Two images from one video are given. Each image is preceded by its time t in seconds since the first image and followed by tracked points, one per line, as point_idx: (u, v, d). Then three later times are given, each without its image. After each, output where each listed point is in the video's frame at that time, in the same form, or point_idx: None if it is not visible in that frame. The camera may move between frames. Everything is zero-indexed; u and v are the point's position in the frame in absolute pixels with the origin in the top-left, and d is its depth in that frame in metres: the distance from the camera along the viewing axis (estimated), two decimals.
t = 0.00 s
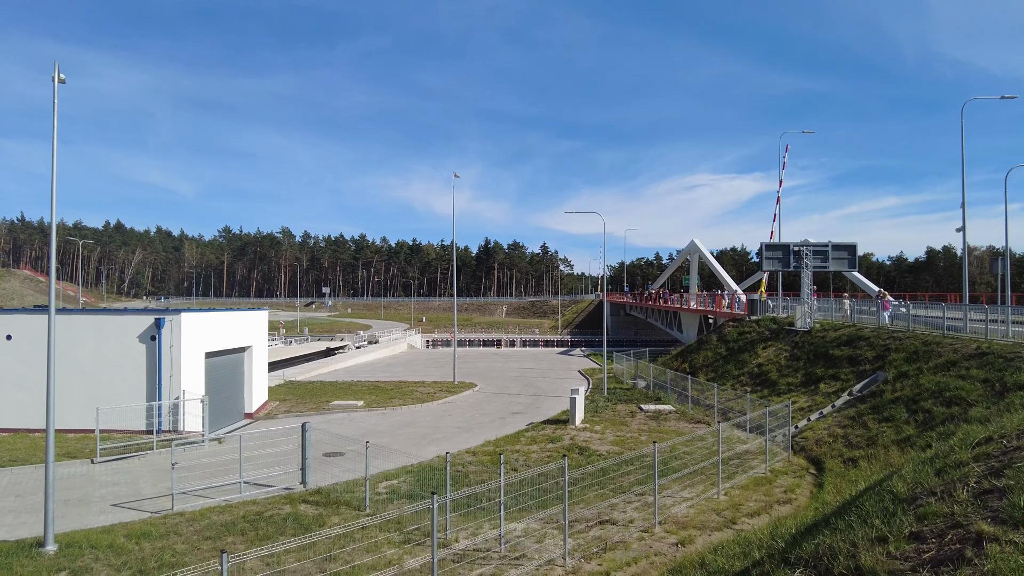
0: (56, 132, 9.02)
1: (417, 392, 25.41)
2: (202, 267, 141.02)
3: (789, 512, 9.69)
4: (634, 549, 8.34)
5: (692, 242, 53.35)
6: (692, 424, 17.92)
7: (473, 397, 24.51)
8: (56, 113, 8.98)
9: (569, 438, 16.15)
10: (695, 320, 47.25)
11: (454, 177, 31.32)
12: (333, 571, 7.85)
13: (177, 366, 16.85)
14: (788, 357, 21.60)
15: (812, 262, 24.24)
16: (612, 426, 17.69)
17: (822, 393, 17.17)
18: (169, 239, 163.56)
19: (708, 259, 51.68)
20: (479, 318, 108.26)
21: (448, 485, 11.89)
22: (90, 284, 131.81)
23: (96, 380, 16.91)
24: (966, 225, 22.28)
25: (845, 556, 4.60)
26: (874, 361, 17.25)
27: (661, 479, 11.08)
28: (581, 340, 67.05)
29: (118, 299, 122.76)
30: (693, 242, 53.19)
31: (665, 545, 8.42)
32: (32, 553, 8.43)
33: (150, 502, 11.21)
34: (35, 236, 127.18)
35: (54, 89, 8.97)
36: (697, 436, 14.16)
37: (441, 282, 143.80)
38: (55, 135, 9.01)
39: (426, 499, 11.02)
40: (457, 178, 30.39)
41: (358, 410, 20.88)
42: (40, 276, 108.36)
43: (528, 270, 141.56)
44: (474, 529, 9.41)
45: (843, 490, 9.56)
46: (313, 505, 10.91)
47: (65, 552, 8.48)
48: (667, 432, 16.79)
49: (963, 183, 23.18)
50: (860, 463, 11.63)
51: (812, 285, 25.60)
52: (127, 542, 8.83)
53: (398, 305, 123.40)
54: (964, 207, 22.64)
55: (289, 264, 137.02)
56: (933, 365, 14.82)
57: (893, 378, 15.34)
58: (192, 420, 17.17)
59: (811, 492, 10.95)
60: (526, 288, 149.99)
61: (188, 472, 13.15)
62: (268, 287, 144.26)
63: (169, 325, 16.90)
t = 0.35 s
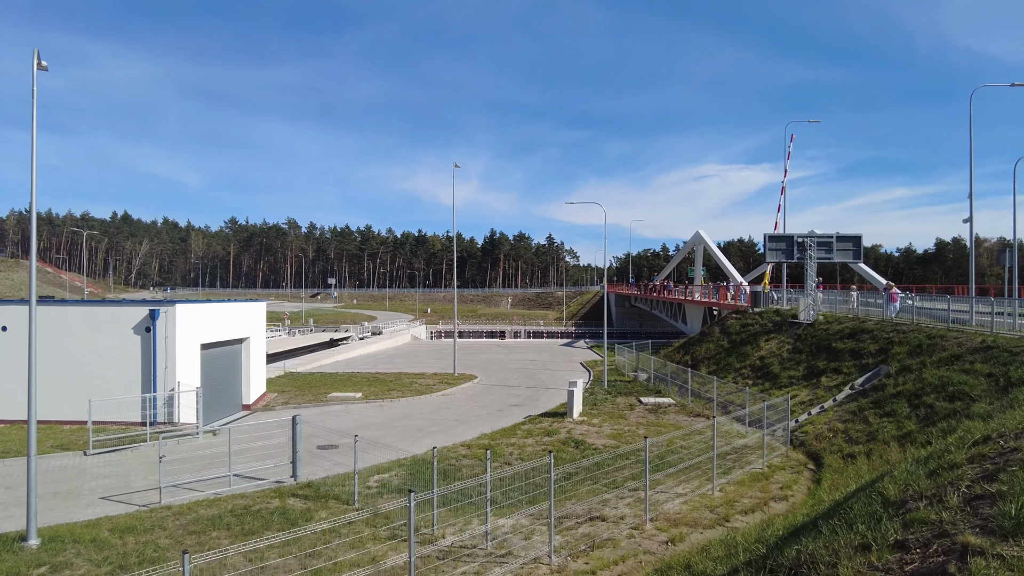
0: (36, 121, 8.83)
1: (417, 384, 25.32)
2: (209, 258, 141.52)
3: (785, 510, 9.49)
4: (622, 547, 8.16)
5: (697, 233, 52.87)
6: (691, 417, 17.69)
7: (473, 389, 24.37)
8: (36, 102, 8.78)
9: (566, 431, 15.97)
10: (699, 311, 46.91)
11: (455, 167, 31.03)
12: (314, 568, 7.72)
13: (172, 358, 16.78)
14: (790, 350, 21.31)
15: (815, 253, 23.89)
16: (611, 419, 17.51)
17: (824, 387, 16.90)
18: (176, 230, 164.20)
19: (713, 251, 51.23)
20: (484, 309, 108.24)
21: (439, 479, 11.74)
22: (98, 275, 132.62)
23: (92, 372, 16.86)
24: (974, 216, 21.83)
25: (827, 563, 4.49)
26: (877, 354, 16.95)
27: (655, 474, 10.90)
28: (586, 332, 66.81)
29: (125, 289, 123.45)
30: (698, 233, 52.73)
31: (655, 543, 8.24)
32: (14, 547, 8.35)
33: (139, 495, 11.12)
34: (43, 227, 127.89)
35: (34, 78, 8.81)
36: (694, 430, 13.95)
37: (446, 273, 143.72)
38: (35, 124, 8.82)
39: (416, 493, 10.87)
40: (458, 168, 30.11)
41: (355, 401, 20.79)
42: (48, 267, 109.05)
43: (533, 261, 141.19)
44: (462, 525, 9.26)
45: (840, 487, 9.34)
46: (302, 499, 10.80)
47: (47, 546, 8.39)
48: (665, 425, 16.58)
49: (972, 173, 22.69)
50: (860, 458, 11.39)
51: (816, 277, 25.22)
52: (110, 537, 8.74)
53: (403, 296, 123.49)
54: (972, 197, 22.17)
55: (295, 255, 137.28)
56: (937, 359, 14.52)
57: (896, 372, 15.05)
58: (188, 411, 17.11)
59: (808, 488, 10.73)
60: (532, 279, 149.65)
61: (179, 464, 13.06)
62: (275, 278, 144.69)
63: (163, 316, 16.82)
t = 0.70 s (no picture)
0: (11, 117, 8.65)
1: (413, 382, 25.18)
2: (212, 256, 141.78)
3: (776, 512, 9.30)
4: (607, 551, 7.99)
5: (698, 231, 52.60)
6: (687, 416, 17.51)
7: (469, 387, 24.24)
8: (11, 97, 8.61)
9: (560, 430, 15.80)
10: (701, 309, 46.65)
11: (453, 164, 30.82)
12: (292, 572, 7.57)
13: (164, 356, 16.65)
14: (789, 348, 21.09)
15: (815, 250, 23.63)
16: (606, 418, 17.33)
17: (822, 386, 16.68)
18: (180, 228, 164.51)
19: (715, 248, 50.96)
20: (487, 307, 108.12)
21: (427, 479, 11.57)
22: (102, 273, 133.01)
23: (83, 370, 16.75)
24: (975, 213, 21.56)
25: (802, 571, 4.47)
26: (876, 353, 16.72)
27: (646, 475, 10.72)
28: (587, 330, 66.61)
29: (129, 287, 123.73)
30: (699, 231, 52.45)
31: (641, 547, 8.08)
32: None
33: (123, 495, 10.98)
34: (47, 225, 128.32)
35: (9, 72, 8.63)
36: (688, 429, 13.77)
37: (449, 271, 143.63)
38: (10, 119, 8.64)
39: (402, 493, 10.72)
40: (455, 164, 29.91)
41: (350, 400, 20.68)
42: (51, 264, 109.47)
43: (536, 258, 140.94)
44: (446, 527, 9.09)
45: (833, 489, 9.16)
46: (287, 500, 10.68)
47: (24, 548, 8.27)
48: (661, 424, 16.40)
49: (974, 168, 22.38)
50: (855, 459, 11.19)
51: (816, 274, 24.96)
52: (89, 539, 8.61)
53: (406, 294, 123.44)
54: (973, 194, 21.89)
55: (298, 252, 137.37)
56: (936, 358, 14.29)
57: (894, 371, 14.83)
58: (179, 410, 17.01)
59: (801, 490, 10.55)
60: (535, 277, 149.41)
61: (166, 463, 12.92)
62: (277, 275, 144.87)
63: (154, 314, 16.68)
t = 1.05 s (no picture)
0: None
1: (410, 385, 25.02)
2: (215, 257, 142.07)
3: (769, 520, 9.11)
4: (593, 561, 7.81)
5: (699, 231, 52.38)
6: (684, 420, 17.31)
7: (466, 390, 24.09)
8: None
9: (554, 434, 15.63)
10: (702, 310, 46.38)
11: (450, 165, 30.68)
12: None
13: (156, 359, 16.55)
14: (789, 350, 20.84)
15: (815, 251, 23.37)
16: (602, 422, 17.14)
17: (821, 389, 16.43)
18: (184, 230, 164.94)
19: (716, 249, 50.70)
20: (490, 308, 107.96)
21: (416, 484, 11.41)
22: (107, 274, 133.47)
23: (76, 373, 16.67)
24: (976, 213, 21.27)
25: None
26: (876, 355, 16.47)
27: (638, 481, 10.53)
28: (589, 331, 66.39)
29: (133, 289, 124.04)
30: (700, 231, 52.23)
31: (628, 557, 7.90)
32: None
33: (109, 501, 10.85)
34: (52, 227, 128.82)
35: None
36: (683, 434, 13.58)
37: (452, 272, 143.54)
38: None
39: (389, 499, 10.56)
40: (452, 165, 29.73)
41: (345, 403, 20.56)
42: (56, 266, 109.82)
43: (539, 259, 140.74)
44: (431, 535, 8.92)
45: (827, 496, 8.97)
46: (273, 506, 10.53)
47: (2, 556, 8.14)
48: (657, 428, 16.20)
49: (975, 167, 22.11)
50: (852, 465, 10.98)
51: (817, 275, 24.72)
52: (68, 546, 8.48)
53: (409, 295, 123.40)
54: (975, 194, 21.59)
55: (301, 254, 137.50)
56: (936, 361, 14.05)
57: (894, 374, 14.59)
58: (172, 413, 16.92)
59: (796, 496, 10.36)
60: (538, 278, 149.17)
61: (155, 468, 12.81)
62: (281, 277, 145.04)
63: (147, 317, 16.59)
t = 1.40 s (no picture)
0: None
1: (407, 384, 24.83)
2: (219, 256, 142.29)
3: (761, 524, 8.89)
4: (577, 567, 7.60)
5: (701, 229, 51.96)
6: (681, 420, 17.06)
7: (463, 389, 23.90)
8: None
9: (548, 435, 15.42)
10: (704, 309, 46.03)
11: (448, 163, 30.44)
12: None
13: (147, 357, 16.41)
14: (789, 350, 20.56)
15: (816, 250, 23.07)
16: (597, 422, 16.92)
17: (819, 390, 16.17)
18: (188, 228, 165.28)
19: (718, 247, 50.35)
20: (492, 307, 107.78)
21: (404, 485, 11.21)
22: (111, 273, 133.81)
23: (66, 372, 16.54)
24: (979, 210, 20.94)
25: None
26: (876, 355, 16.19)
27: (629, 483, 10.30)
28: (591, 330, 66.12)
29: (137, 287, 124.34)
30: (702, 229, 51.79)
31: (614, 563, 7.70)
32: None
33: (91, 501, 10.70)
34: (57, 225, 129.22)
35: None
36: (678, 435, 13.34)
37: (455, 270, 143.39)
38: None
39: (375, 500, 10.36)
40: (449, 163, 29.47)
41: (339, 402, 20.39)
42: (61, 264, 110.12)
43: (542, 257, 140.45)
44: (414, 538, 8.73)
45: (820, 500, 8.74)
46: (258, 507, 10.35)
47: None
48: (653, 428, 15.97)
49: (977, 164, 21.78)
50: (848, 468, 10.74)
51: (818, 274, 24.43)
52: (44, 548, 8.32)
53: (411, 293, 123.33)
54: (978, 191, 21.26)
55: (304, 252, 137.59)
56: (937, 361, 13.78)
57: (894, 375, 14.32)
58: (164, 412, 16.78)
59: (790, 500, 10.13)
60: (541, 276, 148.89)
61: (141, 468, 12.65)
62: (284, 275, 145.19)
63: (138, 315, 16.45)
